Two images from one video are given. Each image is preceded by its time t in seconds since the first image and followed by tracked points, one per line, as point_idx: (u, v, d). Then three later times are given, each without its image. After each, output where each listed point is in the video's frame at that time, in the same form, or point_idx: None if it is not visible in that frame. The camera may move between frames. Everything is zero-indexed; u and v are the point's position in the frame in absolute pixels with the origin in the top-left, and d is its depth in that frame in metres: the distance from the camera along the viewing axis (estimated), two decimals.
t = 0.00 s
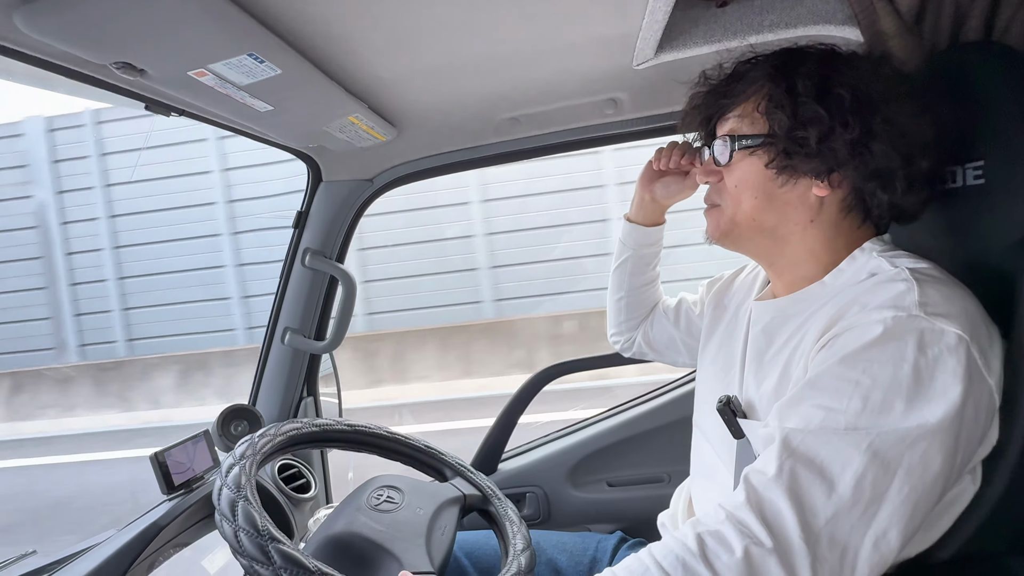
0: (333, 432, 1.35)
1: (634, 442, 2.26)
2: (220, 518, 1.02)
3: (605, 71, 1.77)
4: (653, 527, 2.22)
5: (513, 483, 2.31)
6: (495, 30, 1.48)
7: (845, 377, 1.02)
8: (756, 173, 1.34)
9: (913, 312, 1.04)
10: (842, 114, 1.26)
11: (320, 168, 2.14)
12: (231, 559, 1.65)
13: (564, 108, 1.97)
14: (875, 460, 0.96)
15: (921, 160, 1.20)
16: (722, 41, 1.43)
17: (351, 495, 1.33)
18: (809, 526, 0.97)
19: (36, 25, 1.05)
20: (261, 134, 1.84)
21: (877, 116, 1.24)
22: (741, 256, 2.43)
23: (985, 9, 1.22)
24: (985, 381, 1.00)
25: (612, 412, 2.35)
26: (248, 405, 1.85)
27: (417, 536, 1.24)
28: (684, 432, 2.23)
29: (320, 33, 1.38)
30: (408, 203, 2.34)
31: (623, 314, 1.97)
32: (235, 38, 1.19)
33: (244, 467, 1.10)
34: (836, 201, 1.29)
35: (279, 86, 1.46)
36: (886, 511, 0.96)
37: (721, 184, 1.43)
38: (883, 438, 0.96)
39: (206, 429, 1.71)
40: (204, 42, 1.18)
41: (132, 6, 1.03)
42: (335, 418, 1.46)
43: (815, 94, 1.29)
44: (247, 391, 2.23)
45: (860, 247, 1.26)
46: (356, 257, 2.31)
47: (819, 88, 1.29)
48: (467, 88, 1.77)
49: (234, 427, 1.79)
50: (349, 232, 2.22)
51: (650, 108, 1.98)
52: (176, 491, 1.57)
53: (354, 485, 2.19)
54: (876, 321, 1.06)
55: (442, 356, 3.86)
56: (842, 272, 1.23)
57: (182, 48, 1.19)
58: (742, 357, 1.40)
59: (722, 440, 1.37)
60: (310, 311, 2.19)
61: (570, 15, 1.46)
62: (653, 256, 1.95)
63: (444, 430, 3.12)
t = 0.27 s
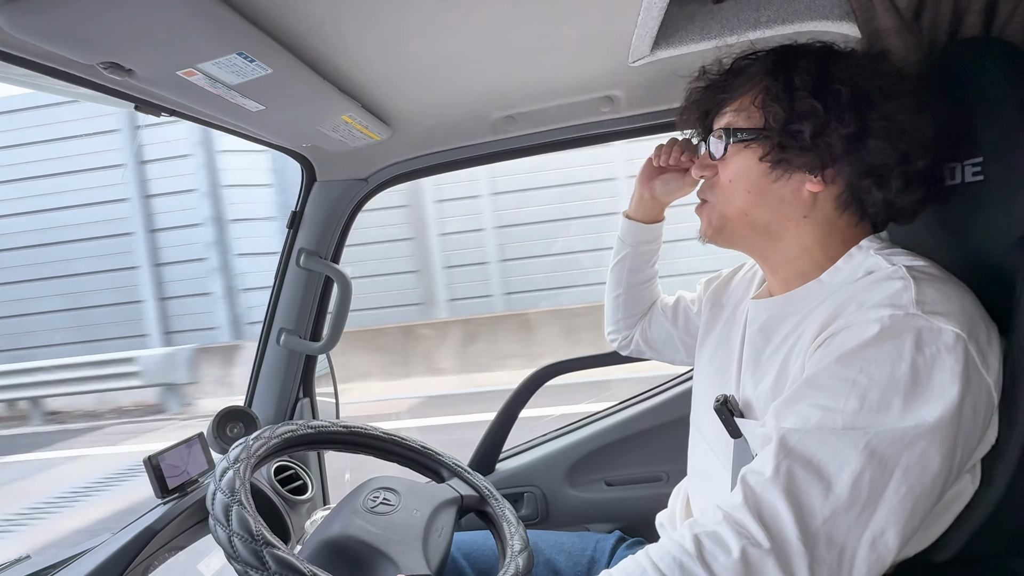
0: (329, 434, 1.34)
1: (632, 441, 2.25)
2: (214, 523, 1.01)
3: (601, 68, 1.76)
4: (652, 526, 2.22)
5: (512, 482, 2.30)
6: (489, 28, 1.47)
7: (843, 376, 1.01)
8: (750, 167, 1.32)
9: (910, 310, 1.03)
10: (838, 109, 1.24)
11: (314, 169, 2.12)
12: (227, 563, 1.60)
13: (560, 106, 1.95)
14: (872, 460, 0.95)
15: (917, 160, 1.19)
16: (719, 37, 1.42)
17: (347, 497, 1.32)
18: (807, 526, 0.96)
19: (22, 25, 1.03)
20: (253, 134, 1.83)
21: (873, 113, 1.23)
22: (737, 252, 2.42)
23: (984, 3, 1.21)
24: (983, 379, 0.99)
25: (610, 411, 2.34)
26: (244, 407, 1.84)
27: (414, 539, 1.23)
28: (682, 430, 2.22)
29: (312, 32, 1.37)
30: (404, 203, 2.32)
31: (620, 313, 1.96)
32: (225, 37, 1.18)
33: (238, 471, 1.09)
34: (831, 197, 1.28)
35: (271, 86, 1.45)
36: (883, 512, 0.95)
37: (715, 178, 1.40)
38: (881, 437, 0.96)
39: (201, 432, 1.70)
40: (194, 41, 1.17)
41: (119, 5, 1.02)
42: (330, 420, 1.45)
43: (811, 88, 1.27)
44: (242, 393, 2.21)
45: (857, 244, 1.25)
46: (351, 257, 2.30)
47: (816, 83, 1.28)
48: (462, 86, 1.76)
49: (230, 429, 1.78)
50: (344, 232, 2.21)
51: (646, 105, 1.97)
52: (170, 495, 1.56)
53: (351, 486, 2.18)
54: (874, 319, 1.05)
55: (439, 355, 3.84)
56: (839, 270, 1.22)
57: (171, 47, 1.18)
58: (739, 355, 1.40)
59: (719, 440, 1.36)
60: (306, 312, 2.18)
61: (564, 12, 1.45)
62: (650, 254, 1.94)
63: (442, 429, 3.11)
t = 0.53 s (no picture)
0: (333, 427, 1.35)
1: (632, 436, 2.26)
2: (218, 513, 1.02)
3: (603, 64, 1.76)
4: (652, 520, 2.22)
5: (513, 478, 2.30)
6: (491, 22, 1.48)
7: (844, 370, 1.02)
8: (747, 167, 1.33)
9: (911, 304, 1.04)
10: (831, 107, 1.26)
11: (317, 163, 2.12)
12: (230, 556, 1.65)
13: (561, 102, 1.96)
14: (873, 452, 0.96)
15: (912, 154, 1.22)
16: (719, 33, 1.44)
17: (351, 490, 1.33)
18: (809, 517, 0.97)
19: (27, 17, 1.03)
20: (256, 129, 1.83)
21: (866, 110, 1.25)
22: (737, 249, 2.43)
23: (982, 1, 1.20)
24: (984, 372, 0.99)
25: (610, 406, 2.35)
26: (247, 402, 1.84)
27: (417, 531, 1.24)
28: (682, 425, 2.23)
29: (315, 26, 1.37)
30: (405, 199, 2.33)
31: (620, 308, 1.97)
32: (230, 30, 1.19)
33: (242, 462, 1.10)
34: (827, 193, 1.29)
35: (275, 80, 1.45)
36: (885, 502, 0.96)
37: (712, 180, 1.43)
38: (882, 429, 0.97)
39: (203, 427, 1.70)
40: (199, 35, 1.17)
41: None
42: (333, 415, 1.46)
43: (804, 87, 1.29)
44: (243, 388, 2.22)
45: (857, 239, 1.26)
46: (352, 252, 2.30)
47: (808, 82, 1.29)
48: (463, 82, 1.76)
49: (232, 424, 1.78)
50: (345, 228, 2.21)
51: (646, 101, 1.97)
52: (174, 489, 1.56)
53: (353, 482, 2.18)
54: (875, 313, 1.06)
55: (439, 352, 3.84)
56: (840, 264, 1.23)
57: (176, 40, 1.18)
58: (740, 350, 1.40)
59: (720, 433, 1.37)
60: (307, 307, 2.19)
61: (566, 7, 1.45)
62: (651, 249, 1.95)
63: (442, 426, 3.11)
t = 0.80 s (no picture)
0: (328, 430, 1.34)
1: (627, 438, 2.25)
2: (208, 518, 1.01)
3: (598, 64, 1.75)
4: (647, 522, 2.22)
5: (507, 479, 2.29)
6: (486, 22, 1.46)
7: (841, 374, 1.01)
8: (747, 167, 1.32)
9: (908, 308, 1.03)
10: (833, 107, 1.24)
11: (310, 163, 2.10)
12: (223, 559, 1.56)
13: (557, 102, 1.95)
14: (871, 458, 0.95)
15: (912, 155, 1.19)
16: (715, 34, 1.43)
17: (344, 494, 1.32)
18: (805, 524, 0.96)
19: (14, 16, 1.02)
20: (250, 129, 1.81)
21: (867, 109, 1.22)
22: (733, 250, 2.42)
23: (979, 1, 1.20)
24: (981, 377, 0.99)
25: (605, 407, 2.35)
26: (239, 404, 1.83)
27: (409, 536, 1.23)
28: (678, 426, 2.23)
29: (308, 25, 1.36)
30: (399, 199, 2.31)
31: (616, 310, 1.96)
32: (220, 30, 1.17)
33: (234, 467, 1.09)
34: (829, 194, 1.28)
35: (267, 80, 1.44)
36: (882, 509, 0.95)
37: (712, 179, 1.42)
38: (879, 435, 0.96)
39: (195, 429, 1.68)
40: (189, 34, 1.16)
41: None
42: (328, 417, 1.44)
43: (805, 87, 1.27)
44: (237, 389, 2.21)
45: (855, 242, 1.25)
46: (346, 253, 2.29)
47: (809, 81, 1.28)
48: (458, 82, 1.75)
49: (224, 426, 1.77)
50: (339, 228, 2.20)
51: (642, 102, 1.96)
52: (164, 492, 1.54)
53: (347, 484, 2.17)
54: (872, 317, 1.05)
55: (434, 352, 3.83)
56: (836, 267, 1.22)
57: (165, 40, 1.17)
58: (736, 353, 1.40)
59: (716, 437, 1.37)
60: (301, 308, 2.17)
61: (562, 7, 1.44)
62: (646, 251, 1.94)
63: (437, 426, 3.10)
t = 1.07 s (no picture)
0: (328, 428, 1.34)
1: (626, 434, 2.25)
2: (204, 515, 1.00)
3: (596, 60, 1.74)
4: (646, 519, 2.21)
5: (506, 476, 2.29)
6: (482, 17, 1.45)
7: (841, 371, 1.01)
8: (751, 162, 1.32)
9: (908, 305, 1.02)
10: (842, 102, 1.24)
11: (306, 160, 2.09)
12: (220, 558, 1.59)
13: (554, 98, 1.94)
14: (871, 455, 0.95)
15: (920, 151, 1.20)
16: (713, 29, 1.42)
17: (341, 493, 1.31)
18: (806, 522, 0.96)
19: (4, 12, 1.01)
20: (244, 125, 1.80)
21: (878, 105, 1.23)
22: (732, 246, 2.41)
23: None
24: (981, 374, 0.98)
25: (604, 404, 2.34)
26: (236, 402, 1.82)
27: (407, 534, 1.22)
28: (676, 423, 2.23)
29: (303, 21, 1.34)
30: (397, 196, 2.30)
31: (615, 307, 1.95)
32: (213, 26, 1.16)
33: (231, 464, 1.08)
34: (832, 190, 1.27)
35: (261, 76, 1.42)
36: (882, 507, 0.95)
37: (716, 173, 1.41)
38: (879, 433, 0.95)
39: (193, 427, 1.67)
40: (182, 31, 1.14)
41: None
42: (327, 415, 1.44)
43: (813, 81, 1.27)
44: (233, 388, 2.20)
45: (855, 238, 1.25)
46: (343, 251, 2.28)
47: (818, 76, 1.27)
48: (455, 78, 1.74)
49: (221, 425, 1.76)
50: (336, 225, 2.19)
51: (641, 98, 1.95)
52: (161, 491, 1.54)
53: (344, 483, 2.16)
54: (872, 314, 1.04)
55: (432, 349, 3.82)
56: (836, 264, 1.22)
57: (157, 37, 1.16)
58: (736, 350, 1.39)
59: (716, 434, 1.36)
60: (297, 306, 2.16)
61: (559, 2, 1.43)
62: (645, 247, 1.93)
63: (435, 423, 3.09)
